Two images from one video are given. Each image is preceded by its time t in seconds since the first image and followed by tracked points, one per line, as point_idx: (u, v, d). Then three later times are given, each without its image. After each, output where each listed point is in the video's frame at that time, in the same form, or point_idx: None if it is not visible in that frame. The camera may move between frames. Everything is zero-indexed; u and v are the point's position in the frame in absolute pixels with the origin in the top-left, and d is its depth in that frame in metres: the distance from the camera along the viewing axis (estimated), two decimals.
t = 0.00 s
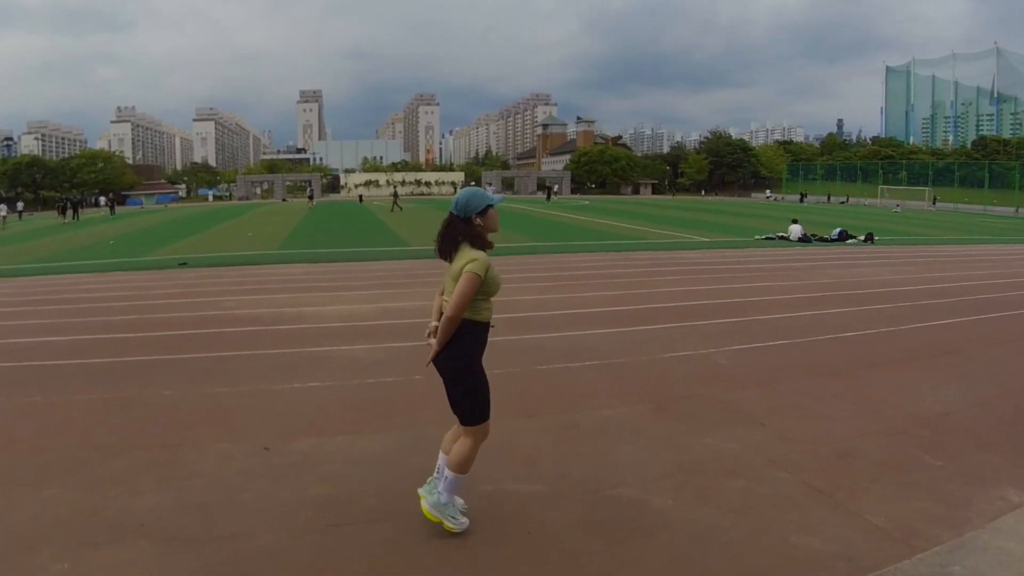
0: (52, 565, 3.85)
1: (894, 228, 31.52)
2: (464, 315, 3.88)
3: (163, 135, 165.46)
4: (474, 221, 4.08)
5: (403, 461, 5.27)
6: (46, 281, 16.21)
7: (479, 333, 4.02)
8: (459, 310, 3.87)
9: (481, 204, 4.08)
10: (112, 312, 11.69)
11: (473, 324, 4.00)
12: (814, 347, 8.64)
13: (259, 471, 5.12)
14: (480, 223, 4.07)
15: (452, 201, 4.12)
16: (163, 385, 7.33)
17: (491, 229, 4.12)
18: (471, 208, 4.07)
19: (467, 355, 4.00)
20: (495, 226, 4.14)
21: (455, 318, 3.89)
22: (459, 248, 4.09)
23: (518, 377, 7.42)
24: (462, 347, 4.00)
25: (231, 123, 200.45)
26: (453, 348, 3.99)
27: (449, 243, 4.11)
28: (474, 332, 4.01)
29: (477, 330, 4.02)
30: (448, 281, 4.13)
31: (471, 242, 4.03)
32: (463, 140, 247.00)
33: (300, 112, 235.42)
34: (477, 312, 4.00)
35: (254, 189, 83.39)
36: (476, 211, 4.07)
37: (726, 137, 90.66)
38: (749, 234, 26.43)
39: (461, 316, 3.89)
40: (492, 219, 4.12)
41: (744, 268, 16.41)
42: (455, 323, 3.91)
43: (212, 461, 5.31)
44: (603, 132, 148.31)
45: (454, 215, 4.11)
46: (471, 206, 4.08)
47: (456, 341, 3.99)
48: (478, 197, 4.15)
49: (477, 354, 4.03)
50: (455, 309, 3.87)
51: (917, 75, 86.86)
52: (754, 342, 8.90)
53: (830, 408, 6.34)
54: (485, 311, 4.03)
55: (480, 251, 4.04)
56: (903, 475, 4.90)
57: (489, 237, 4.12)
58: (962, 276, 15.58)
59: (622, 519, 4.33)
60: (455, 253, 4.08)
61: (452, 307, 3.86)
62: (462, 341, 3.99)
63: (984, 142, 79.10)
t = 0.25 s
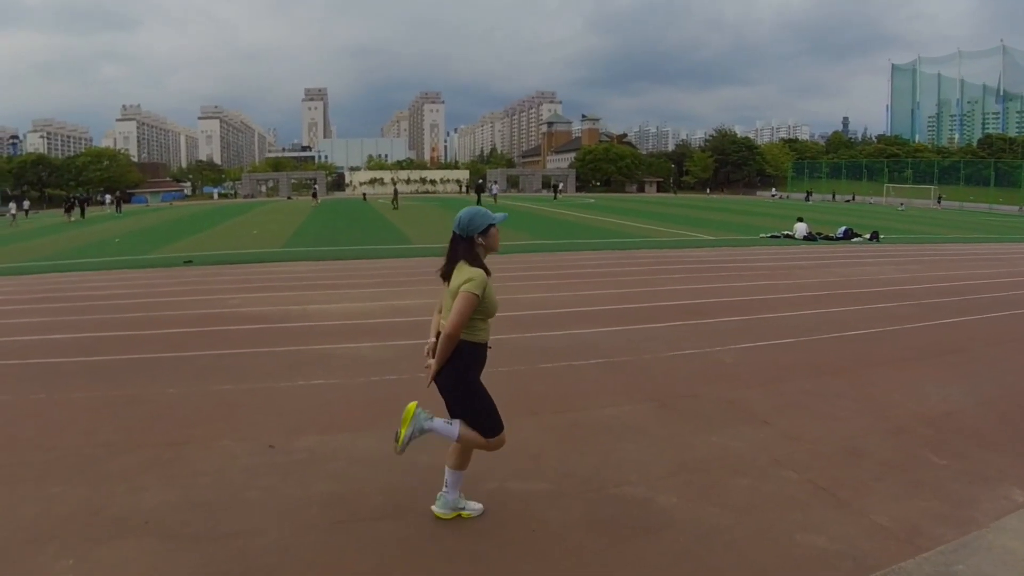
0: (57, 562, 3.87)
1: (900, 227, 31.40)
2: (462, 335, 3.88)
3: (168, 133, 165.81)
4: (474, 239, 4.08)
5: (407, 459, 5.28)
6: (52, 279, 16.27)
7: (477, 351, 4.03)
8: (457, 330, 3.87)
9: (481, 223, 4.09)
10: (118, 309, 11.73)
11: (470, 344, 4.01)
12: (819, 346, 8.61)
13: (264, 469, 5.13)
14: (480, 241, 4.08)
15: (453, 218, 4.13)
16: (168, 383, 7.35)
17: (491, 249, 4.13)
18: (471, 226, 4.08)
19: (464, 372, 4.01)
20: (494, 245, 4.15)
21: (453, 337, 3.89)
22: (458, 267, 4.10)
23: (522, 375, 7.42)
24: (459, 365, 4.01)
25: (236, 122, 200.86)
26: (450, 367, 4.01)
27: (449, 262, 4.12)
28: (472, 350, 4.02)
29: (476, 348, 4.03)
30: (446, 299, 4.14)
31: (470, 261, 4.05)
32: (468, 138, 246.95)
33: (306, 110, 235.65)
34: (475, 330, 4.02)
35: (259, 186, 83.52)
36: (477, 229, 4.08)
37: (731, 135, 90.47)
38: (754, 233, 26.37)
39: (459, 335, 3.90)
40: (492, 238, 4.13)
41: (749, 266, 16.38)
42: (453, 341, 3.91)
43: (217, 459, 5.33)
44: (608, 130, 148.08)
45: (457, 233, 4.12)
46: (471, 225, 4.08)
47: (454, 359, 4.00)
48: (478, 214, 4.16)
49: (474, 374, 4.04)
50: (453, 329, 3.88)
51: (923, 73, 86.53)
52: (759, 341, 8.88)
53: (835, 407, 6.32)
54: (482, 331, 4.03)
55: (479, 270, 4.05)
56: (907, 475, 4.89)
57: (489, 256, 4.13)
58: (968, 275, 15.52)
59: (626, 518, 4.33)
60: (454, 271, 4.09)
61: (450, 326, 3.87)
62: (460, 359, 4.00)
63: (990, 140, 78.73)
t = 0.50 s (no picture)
0: (63, 558, 3.89)
1: (906, 225, 31.33)
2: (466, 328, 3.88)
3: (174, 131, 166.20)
4: (475, 230, 4.08)
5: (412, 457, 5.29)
6: (58, 277, 16.33)
7: (480, 343, 4.04)
8: (461, 323, 3.87)
9: (482, 214, 4.09)
10: (123, 307, 11.77)
11: (473, 336, 4.01)
12: (824, 344, 8.60)
13: (270, 466, 5.15)
14: (481, 232, 4.08)
15: (453, 210, 4.13)
16: (174, 380, 7.38)
17: (492, 239, 4.13)
18: (472, 217, 4.08)
19: (467, 366, 4.01)
20: (495, 236, 4.15)
21: (457, 330, 3.88)
22: (459, 259, 4.09)
23: (527, 373, 7.42)
24: (462, 358, 4.02)
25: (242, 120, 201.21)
26: (454, 359, 4.00)
27: (450, 254, 4.12)
28: (476, 342, 4.02)
29: (479, 340, 4.04)
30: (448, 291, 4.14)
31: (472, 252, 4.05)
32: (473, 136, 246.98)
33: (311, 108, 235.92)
34: (479, 323, 4.02)
35: (265, 184, 83.67)
36: (478, 220, 4.08)
37: (736, 133, 90.32)
38: (759, 231, 26.32)
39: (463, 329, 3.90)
40: (492, 229, 4.13)
41: (754, 265, 16.34)
42: (457, 334, 3.90)
43: (223, 456, 5.34)
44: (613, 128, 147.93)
45: (457, 226, 4.10)
46: (472, 216, 4.08)
47: (457, 352, 4.00)
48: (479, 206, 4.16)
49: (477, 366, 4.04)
50: (457, 322, 3.87)
51: (929, 71, 86.25)
52: (763, 339, 8.86)
53: (840, 405, 6.31)
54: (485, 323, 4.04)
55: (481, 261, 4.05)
56: (913, 474, 4.88)
57: (490, 246, 4.14)
58: (974, 274, 15.48)
59: (630, 516, 4.32)
60: (455, 264, 4.09)
61: (454, 319, 3.86)
62: (464, 351, 4.00)
63: (996, 139, 78.45)
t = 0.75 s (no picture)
0: (68, 556, 3.91)
1: (911, 224, 31.24)
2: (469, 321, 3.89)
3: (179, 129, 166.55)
4: (476, 223, 4.08)
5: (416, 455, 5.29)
6: (63, 275, 16.38)
7: (484, 336, 4.04)
8: (463, 317, 3.88)
9: (482, 208, 4.09)
10: (129, 305, 11.81)
11: (477, 329, 4.02)
12: (829, 343, 8.57)
13: (274, 464, 5.16)
14: (481, 225, 4.08)
15: (454, 204, 4.13)
16: (179, 378, 7.40)
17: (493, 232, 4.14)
18: (473, 211, 4.08)
19: (471, 359, 4.02)
20: (496, 229, 4.15)
21: (459, 323, 3.89)
22: (462, 253, 4.10)
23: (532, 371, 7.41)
24: (466, 352, 4.02)
25: (247, 118, 201.51)
26: (458, 353, 4.01)
27: (452, 248, 4.12)
28: (479, 335, 4.02)
29: (484, 333, 4.04)
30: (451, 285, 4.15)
31: (473, 246, 4.05)
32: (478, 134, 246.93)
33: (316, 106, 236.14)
34: (482, 316, 4.02)
35: (269, 182, 83.76)
36: (478, 213, 4.08)
37: (741, 131, 90.12)
38: (765, 229, 26.23)
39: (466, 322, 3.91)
40: (493, 222, 4.13)
41: (759, 263, 16.30)
42: (459, 327, 3.91)
43: (228, 453, 5.36)
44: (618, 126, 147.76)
45: (458, 217, 4.12)
46: (473, 209, 4.08)
47: (461, 346, 4.01)
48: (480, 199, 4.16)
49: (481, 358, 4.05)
50: (458, 316, 3.88)
51: (936, 69, 85.92)
52: (768, 338, 8.84)
53: (845, 404, 6.30)
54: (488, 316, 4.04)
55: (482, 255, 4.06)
56: (918, 473, 4.87)
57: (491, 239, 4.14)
58: (980, 273, 15.41)
59: (634, 514, 4.33)
60: (457, 258, 4.09)
61: (456, 312, 3.88)
62: (468, 345, 4.01)
63: (1003, 137, 78.11)
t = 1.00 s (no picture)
0: (73, 553, 3.93)
1: (917, 222, 31.14)
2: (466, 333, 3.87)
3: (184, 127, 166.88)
4: (482, 236, 4.07)
5: (421, 453, 5.29)
6: (68, 272, 16.42)
7: (484, 348, 4.02)
8: (460, 329, 3.87)
9: (488, 221, 4.07)
10: (134, 303, 11.83)
11: (476, 341, 4.00)
12: (834, 342, 8.54)
13: (279, 462, 5.17)
14: (487, 238, 4.06)
15: (461, 215, 4.12)
16: (183, 376, 7.41)
17: (499, 244, 4.11)
18: (480, 223, 4.07)
19: (469, 369, 4.01)
20: (502, 241, 4.13)
21: (457, 334, 3.89)
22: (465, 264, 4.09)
23: (536, 370, 7.41)
24: (464, 362, 4.02)
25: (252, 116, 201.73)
26: (455, 364, 4.01)
27: (458, 259, 4.12)
28: (479, 346, 4.01)
29: (484, 344, 4.03)
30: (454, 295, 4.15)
31: (477, 258, 4.03)
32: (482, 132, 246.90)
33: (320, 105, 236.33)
34: (483, 328, 4.00)
35: (274, 180, 83.86)
36: (484, 225, 4.07)
37: (747, 129, 89.95)
38: (770, 228, 26.15)
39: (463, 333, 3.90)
40: (500, 233, 4.11)
41: (763, 262, 16.27)
42: (458, 338, 3.91)
43: (233, 451, 5.37)
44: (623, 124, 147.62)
45: (464, 229, 4.11)
46: (479, 221, 4.07)
47: (460, 356, 4.00)
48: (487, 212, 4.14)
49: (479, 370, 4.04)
50: (456, 327, 3.88)
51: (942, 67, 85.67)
52: (773, 337, 8.82)
53: (850, 403, 6.28)
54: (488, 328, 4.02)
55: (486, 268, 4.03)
56: (923, 473, 4.85)
57: (497, 250, 4.12)
58: (986, 271, 15.36)
59: (639, 513, 4.32)
60: (461, 269, 4.08)
61: (454, 323, 3.87)
62: (467, 356, 4.00)
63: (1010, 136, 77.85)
